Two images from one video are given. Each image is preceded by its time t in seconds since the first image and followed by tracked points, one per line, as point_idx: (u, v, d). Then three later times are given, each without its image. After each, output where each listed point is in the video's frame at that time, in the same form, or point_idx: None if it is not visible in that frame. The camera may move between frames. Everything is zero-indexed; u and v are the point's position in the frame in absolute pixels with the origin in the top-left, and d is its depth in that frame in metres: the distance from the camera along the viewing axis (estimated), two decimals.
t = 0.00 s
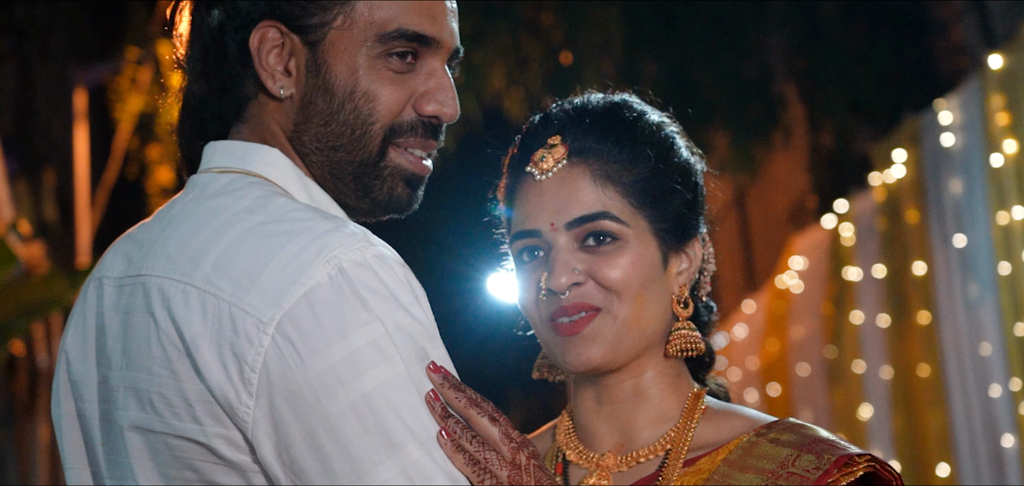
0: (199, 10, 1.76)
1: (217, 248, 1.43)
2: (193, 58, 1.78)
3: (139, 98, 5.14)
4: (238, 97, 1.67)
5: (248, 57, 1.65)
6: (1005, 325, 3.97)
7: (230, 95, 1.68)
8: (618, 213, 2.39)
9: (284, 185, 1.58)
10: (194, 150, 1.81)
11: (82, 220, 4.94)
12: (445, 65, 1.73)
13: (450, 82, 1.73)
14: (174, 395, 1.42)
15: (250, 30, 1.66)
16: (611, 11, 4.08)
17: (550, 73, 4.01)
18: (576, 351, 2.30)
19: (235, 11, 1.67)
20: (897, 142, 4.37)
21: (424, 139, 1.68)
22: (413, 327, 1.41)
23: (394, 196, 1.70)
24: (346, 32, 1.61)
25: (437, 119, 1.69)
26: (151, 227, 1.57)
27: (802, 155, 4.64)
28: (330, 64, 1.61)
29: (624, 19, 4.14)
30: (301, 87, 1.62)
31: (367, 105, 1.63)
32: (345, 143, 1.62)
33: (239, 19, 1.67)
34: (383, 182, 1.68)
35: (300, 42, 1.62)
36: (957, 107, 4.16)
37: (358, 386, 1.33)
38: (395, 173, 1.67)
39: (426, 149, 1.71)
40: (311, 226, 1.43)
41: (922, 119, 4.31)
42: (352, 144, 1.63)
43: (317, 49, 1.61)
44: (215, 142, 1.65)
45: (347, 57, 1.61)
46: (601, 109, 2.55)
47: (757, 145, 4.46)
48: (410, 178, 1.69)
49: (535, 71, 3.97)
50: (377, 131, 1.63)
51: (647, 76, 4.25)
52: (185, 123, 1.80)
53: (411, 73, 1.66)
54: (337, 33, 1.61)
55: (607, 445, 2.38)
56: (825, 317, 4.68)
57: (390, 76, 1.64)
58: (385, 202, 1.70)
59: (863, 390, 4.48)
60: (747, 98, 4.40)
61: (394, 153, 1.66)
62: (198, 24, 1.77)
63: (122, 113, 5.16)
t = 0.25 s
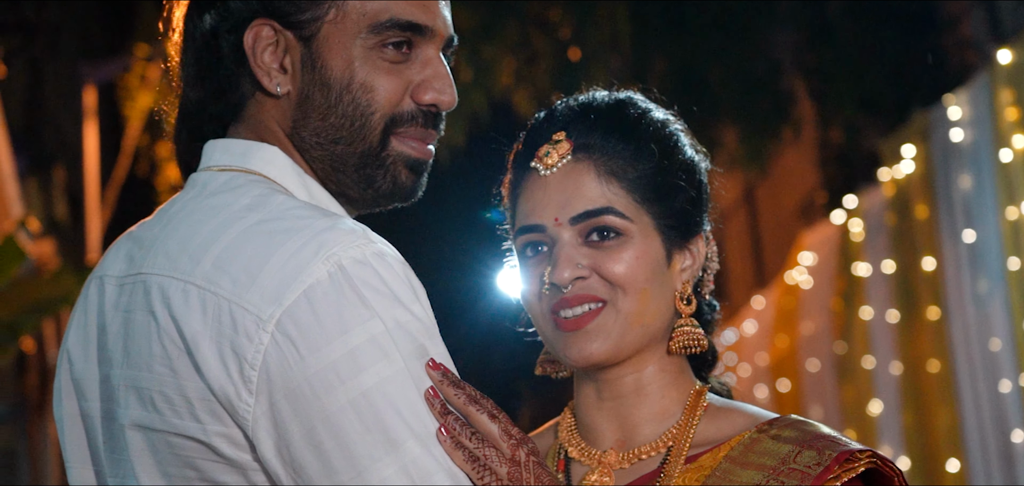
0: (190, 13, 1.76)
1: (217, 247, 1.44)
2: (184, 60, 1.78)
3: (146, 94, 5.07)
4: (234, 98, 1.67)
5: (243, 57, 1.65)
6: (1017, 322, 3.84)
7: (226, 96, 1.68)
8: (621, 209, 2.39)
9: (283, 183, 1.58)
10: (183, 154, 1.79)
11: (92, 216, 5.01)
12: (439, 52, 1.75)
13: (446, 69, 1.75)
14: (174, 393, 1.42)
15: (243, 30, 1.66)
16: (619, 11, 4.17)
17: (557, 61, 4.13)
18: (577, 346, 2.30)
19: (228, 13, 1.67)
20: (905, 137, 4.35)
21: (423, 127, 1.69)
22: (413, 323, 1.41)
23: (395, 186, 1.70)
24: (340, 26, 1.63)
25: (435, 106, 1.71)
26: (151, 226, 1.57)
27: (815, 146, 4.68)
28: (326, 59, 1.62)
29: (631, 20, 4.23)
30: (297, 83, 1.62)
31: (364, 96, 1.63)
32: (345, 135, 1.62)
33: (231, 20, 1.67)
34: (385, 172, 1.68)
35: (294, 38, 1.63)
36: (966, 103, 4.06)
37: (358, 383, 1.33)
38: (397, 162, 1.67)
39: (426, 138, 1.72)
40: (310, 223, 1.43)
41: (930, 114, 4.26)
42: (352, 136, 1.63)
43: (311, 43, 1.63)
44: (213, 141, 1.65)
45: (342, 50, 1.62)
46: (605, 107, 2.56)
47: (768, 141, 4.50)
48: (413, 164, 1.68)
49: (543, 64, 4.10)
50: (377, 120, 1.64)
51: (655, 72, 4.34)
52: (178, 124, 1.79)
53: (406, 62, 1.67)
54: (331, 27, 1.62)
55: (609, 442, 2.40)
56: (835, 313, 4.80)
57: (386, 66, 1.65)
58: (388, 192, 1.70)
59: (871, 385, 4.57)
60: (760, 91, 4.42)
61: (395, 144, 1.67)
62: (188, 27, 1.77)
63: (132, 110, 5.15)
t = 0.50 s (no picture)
0: (180, 20, 1.78)
1: (216, 247, 1.43)
2: (176, 64, 1.80)
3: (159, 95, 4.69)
4: (229, 100, 1.69)
5: (236, 59, 1.67)
6: None
7: (221, 99, 1.70)
8: (627, 205, 2.39)
9: (281, 183, 1.58)
10: (179, 157, 1.81)
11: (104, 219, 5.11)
12: (432, 42, 1.76)
13: (440, 59, 1.76)
14: (175, 394, 1.42)
15: (234, 32, 1.68)
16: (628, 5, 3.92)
17: (563, 57, 3.96)
18: (579, 341, 2.31)
19: (219, 17, 1.69)
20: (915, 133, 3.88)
21: (418, 116, 1.71)
22: (413, 322, 1.41)
23: (393, 181, 1.72)
24: (331, 22, 1.64)
25: (431, 97, 1.73)
26: (149, 227, 1.57)
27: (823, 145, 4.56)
28: (319, 55, 1.64)
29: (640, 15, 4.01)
30: (290, 81, 1.64)
31: (359, 89, 1.65)
32: (340, 130, 1.64)
33: (223, 23, 1.69)
34: (381, 166, 1.69)
35: (286, 37, 1.65)
36: (976, 98, 3.61)
37: (358, 382, 1.33)
38: (392, 156, 1.69)
39: (422, 128, 1.73)
40: (308, 222, 1.43)
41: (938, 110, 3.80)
42: (347, 130, 1.65)
43: (303, 41, 1.64)
44: (211, 141, 1.65)
45: (334, 45, 1.64)
46: (611, 107, 2.56)
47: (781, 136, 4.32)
48: (407, 161, 1.71)
49: (552, 60, 3.93)
50: (371, 113, 1.66)
51: (663, 67, 4.14)
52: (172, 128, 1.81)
53: (399, 55, 1.69)
54: (322, 23, 1.64)
55: (611, 441, 2.40)
56: (846, 309, 4.18)
57: (378, 59, 1.66)
58: (385, 187, 1.71)
59: (880, 382, 3.99)
60: (764, 89, 4.24)
61: (389, 138, 1.69)
62: (179, 34, 1.79)
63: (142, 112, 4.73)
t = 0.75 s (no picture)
0: (170, 23, 1.78)
1: (212, 247, 1.43)
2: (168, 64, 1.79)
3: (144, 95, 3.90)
4: (223, 101, 1.70)
5: (230, 60, 1.67)
6: None
7: (214, 100, 1.70)
8: (634, 203, 2.40)
9: (277, 183, 1.58)
10: (174, 157, 1.82)
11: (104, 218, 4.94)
12: (425, 41, 1.76)
13: (433, 57, 1.77)
14: (172, 395, 1.42)
15: (227, 34, 1.67)
16: None
17: (572, 56, 3.66)
18: (582, 338, 2.32)
19: (210, 18, 1.69)
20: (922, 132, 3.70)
21: (411, 114, 1.71)
22: (409, 321, 1.41)
23: (388, 181, 1.73)
24: (324, 23, 1.63)
25: (425, 95, 1.74)
26: (146, 229, 1.57)
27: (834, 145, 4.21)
28: (312, 55, 1.64)
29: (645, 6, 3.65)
30: (285, 82, 1.64)
31: (352, 89, 1.65)
32: (334, 130, 1.65)
33: (215, 24, 1.69)
34: (375, 166, 1.70)
35: (280, 38, 1.64)
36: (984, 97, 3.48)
37: (354, 380, 1.32)
38: (386, 156, 1.70)
39: (415, 124, 1.74)
40: (304, 222, 1.43)
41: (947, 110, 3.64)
42: (341, 130, 1.66)
43: (296, 42, 1.64)
44: (208, 143, 1.65)
45: (328, 45, 1.63)
46: (620, 108, 2.56)
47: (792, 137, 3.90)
48: (400, 161, 1.71)
49: (559, 61, 3.64)
50: (365, 112, 1.66)
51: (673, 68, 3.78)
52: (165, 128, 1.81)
53: (392, 54, 1.69)
54: (316, 24, 1.63)
55: (612, 441, 2.40)
56: (852, 308, 4.04)
57: (372, 58, 1.66)
58: (379, 187, 1.72)
59: (887, 381, 3.86)
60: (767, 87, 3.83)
61: (382, 137, 1.69)
62: (168, 37, 1.79)
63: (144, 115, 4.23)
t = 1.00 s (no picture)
0: (165, 16, 1.77)
1: (203, 252, 1.43)
2: (159, 64, 1.78)
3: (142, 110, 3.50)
4: (217, 104, 1.68)
5: (224, 63, 1.67)
6: None
7: (207, 103, 1.69)
8: (643, 205, 2.47)
9: (268, 189, 1.58)
10: (162, 159, 1.80)
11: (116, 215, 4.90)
12: (420, 51, 1.77)
13: (428, 68, 1.78)
14: (165, 401, 1.42)
15: (222, 37, 1.67)
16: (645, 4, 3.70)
17: (578, 56, 3.75)
18: (587, 344, 2.38)
19: (206, 19, 1.68)
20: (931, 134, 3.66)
21: (402, 123, 1.72)
22: (401, 324, 1.41)
23: (378, 189, 1.73)
24: (320, 30, 1.65)
25: (418, 105, 1.74)
26: (137, 235, 1.56)
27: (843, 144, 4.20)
28: (307, 62, 1.64)
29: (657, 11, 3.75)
30: (279, 87, 1.65)
31: (346, 96, 1.66)
32: (326, 137, 1.65)
33: (209, 26, 1.68)
34: (366, 173, 1.71)
35: (275, 43, 1.65)
36: (993, 98, 3.51)
37: (346, 383, 1.33)
38: (376, 164, 1.70)
39: (406, 133, 1.74)
40: (293, 226, 1.42)
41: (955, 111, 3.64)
42: (334, 137, 1.66)
43: (292, 48, 1.64)
44: (199, 148, 1.65)
45: (323, 52, 1.64)
46: (635, 114, 2.62)
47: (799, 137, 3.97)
48: (390, 170, 1.72)
49: (566, 61, 3.73)
50: (358, 119, 1.67)
51: (682, 69, 3.87)
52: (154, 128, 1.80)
53: (388, 63, 1.70)
54: (311, 31, 1.64)
55: (611, 445, 2.44)
56: (860, 311, 3.89)
57: (367, 67, 1.67)
58: (369, 195, 1.73)
59: (896, 384, 3.74)
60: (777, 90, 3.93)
61: (373, 145, 1.70)
62: (163, 31, 1.78)
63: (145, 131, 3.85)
